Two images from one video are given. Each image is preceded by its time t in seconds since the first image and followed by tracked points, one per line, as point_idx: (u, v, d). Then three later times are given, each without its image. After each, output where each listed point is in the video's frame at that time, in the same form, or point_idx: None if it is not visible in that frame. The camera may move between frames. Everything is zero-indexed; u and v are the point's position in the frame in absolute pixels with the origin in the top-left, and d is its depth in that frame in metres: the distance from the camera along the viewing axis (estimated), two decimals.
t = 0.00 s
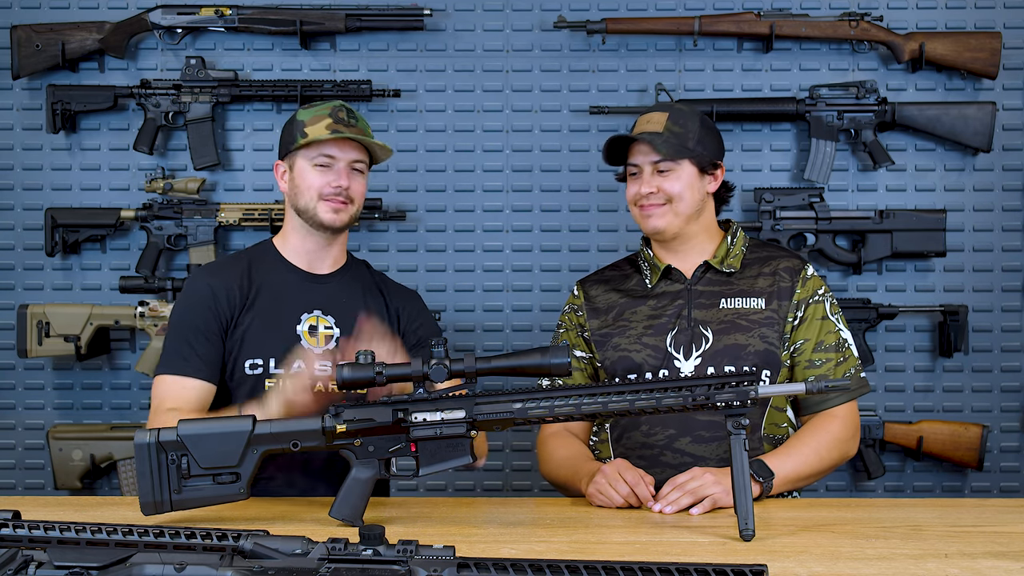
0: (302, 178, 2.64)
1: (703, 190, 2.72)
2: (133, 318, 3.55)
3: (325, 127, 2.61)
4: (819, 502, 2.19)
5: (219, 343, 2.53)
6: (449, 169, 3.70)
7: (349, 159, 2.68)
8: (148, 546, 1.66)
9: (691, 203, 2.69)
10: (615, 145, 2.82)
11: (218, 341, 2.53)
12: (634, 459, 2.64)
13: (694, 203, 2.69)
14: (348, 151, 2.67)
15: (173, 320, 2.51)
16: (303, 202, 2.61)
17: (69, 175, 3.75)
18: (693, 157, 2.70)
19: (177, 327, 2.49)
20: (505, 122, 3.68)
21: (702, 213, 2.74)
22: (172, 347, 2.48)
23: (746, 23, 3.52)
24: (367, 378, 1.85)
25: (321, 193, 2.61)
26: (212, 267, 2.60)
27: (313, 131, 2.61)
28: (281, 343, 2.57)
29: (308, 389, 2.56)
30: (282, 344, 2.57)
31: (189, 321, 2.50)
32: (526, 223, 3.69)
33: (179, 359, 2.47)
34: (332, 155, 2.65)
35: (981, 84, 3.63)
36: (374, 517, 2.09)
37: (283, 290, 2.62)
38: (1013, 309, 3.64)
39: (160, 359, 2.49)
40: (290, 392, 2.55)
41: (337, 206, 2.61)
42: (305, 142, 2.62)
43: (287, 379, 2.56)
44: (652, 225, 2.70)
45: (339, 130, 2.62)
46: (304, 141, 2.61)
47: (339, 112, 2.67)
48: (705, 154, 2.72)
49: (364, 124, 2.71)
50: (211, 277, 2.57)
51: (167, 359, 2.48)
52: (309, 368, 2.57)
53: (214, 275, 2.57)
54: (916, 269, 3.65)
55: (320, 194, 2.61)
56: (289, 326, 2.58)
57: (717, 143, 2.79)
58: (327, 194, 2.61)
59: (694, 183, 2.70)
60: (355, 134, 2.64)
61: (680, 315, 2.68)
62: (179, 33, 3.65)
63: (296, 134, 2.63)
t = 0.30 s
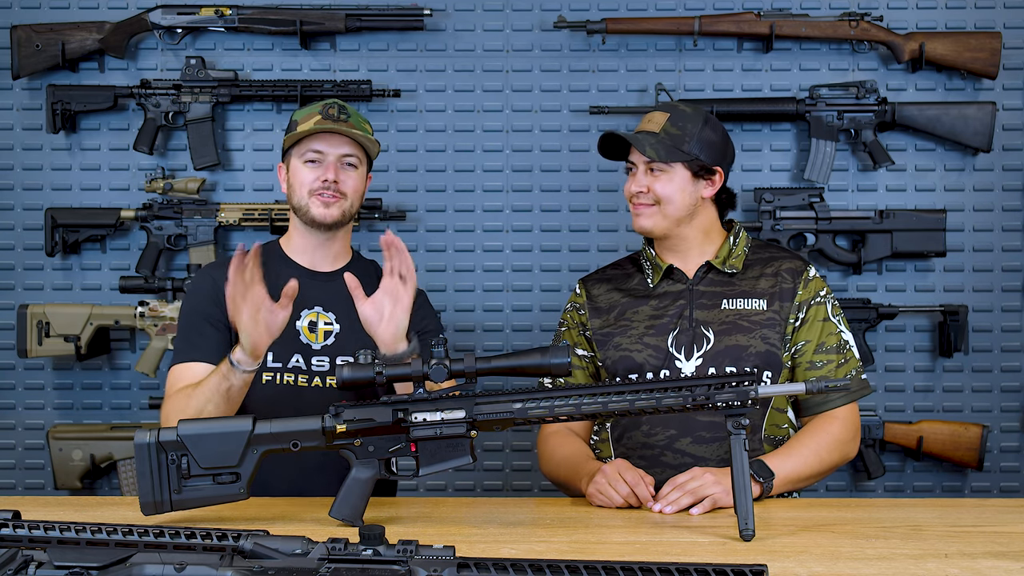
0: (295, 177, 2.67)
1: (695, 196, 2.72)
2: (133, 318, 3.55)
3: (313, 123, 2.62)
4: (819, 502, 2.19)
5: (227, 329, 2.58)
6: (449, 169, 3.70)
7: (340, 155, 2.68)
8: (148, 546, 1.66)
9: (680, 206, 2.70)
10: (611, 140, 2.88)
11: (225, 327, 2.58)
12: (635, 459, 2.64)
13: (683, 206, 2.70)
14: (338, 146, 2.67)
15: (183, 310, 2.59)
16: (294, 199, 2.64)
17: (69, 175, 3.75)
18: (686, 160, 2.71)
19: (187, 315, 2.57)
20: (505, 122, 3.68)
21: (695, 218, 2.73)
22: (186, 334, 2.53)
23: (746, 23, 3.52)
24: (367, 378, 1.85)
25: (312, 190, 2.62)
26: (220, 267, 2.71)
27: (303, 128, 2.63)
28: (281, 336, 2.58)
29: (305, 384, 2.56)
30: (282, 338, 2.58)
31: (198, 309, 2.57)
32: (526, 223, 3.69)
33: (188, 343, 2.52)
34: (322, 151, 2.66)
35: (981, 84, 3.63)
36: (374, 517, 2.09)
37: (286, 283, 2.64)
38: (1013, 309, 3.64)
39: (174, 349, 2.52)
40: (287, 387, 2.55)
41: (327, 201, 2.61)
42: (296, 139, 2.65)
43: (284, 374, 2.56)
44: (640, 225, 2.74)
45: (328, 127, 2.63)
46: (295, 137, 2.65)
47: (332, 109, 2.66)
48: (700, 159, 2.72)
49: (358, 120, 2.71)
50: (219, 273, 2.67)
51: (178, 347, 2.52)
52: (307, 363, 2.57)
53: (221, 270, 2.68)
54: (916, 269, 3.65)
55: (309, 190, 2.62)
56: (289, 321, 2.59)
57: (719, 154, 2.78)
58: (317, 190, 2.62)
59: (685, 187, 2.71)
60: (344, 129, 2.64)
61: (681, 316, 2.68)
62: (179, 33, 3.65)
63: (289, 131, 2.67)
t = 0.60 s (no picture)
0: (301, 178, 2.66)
1: (694, 198, 2.72)
2: (133, 318, 3.55)
3: (319, 124, 2.64)
4: (819, 502, 2.19)
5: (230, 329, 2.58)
6: (449, 169, 3.70)
7: (345, 155, 2.68)
8: (148, 546, 1.66)
9: (678, 208, 2.70)
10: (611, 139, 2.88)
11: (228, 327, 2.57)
12: (635, 459, 2.64)
13: (682, 208, 2.70)
14: (343, 147, 2.68)
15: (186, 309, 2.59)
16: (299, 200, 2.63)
17: (69, 175, 3.75)
18: (685, 161, 2.71)
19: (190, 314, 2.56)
20: (505, 122, 3.68)
21: (693, 219, 2.74)
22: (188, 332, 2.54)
23: (746, 23, 3.52)
24: (367, 378, 1.85)
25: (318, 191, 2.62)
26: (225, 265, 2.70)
27: (309, 128, 2.65)
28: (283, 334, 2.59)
29: (305, 382, 2.56)
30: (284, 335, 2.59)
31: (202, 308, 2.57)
32: (526, 223, 3.69)
33: (191, 343, 2.52)
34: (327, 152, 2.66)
35: (981, 84, 3.63)
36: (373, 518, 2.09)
37: (290, 281, 2.65)
38: (1013, 309, 3.64)
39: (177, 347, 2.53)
40: (287, 385, 2.56)
41: (333, 202, 2.60)
42: (300, 140, 2.66)
43: (284, 371, 2.56)
44: (637, 223, 2.75)
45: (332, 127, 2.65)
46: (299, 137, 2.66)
47: (338, 109, 2.68)
48: (699, 160, 2.72)
49: (363, 120, 2.71)
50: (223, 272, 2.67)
51: (180, 346, 2.52)
52: (308, 361, 2.57)
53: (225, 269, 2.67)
54: (916, 269, 3.65)
55: (315, 191, 2.62)
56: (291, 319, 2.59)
57: (720, 155, 2.77)
58: (323, 191, 2.62)
59: (684, 189, 2.71)
60: (349, 129, 2.65)
61: (682, 316, 2.68)
62: (179, 33, 3.65)
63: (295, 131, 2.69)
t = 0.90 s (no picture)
0: (305, 176, 2.68)
1: (694, 198, 2.72)
2: (133, 318, 3.55)
3: (325, 121, 2.64)
4: (819, 502, 2.19)
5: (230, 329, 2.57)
6: (449, 169, 3.70)
7: (350, 155, 2.69)
8: (148, 546, 1.66)
9: (679, 209, 2.70)
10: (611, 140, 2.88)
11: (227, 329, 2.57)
12: (635, 459, 2.64)
13: (682, 209, 2.70)
14: (348, 146, 2.68)
15: (186, 309, 2.58)
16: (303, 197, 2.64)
17: (69, 175, 3.75)
18: (684, 161, 2.71)
19: (191, 315, 2.56)
20: (505, 122, 3.68)
21: (693, 220, 2.74)
22: (189, 335, 2.53)
23: (746, 23, 3.52)
24: (367, 378, 1.85)
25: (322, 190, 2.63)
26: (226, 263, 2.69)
27: (315, 126, 2.65)
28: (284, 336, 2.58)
29: (307, 383, 2.56)
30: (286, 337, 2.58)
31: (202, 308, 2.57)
32: (526, 223, 3.69)
33: (190, 344, 2.52)
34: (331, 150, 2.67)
35: (980, 84, 3.63)
36: (374, 518, 2.09)
37: (291, 283, 2.64)
38: (1013, 309, 3.64)
39: (177, 349, 2.53)
40: (288, 387, 2.55)
41: (337, 201, 2.61)
42: (305, 137, 2.67)
43: (285, 373, 2.56)
44: (636, 224, 2.75)
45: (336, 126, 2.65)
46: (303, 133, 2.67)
47: (344, 107, 2.68)
48: (698, 160, 2.72)
49: (369, 118, 2.70)
50: (223, 271, 2.65)
51: (180, 347, 2.52)
52: (309, 363, 2.57)
53: (226, 268, 2.65)
54: (916, 269, 3.65)
55: (319, 189, 2.63)
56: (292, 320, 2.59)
57: (720, 155, 2.78)
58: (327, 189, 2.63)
59: (684, 189, 2.71)
60: (354, 128, 2.65)
61: (683, 316, 2.68)
62: (179, 33, 3.65)
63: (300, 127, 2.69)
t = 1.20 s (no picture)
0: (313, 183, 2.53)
1: (695, 198, 2.72)
2: (133, 318, 3.55)
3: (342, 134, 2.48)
4: (819, 502, 2.19)
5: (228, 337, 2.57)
6: (449, 169, 3.70)
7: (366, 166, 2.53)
8: (148, 546, 1.66)
9: (680, 209, 2.70)
10: (612, 139, 2.87)
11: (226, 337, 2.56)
12: (635, 459, 2.64)
13: (683, 209, 2.70)
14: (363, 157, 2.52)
15: (182, 314, 2.54)
16: (316, 209, 2.54)
17: (69, 175, 3.75)
18: (685, 161, 2.71)
19: (188, 322, 2.52)
20: (505, 122, 3.68)
21: (693, 220, 2.73)
22: (185, 341, 2.51)
23: (746, 23, 3.52)
24: (367, 378, 1.85)
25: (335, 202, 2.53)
26: (221, 266, 2.63)
27: (329, 137, 2.48)
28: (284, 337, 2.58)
29: (308, 384, 2.57)
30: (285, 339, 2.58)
31: (201, 315, 2.53)
32: (526, 223, 3.69)
33: (187, 352, 2.49)
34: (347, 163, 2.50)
35: (981, 84, 3.63)
36: (375, 517, 2.09)
37: (288, 284, 2.62)
38: (1013, 309, 3.64)
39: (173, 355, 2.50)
40: (290, 389, 2.55)
41: (351, 215, 2.55)
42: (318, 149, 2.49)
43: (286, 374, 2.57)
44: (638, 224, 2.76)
45: (355, 137, 2.48)
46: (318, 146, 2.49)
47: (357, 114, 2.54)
48: (699, 159, 2.72)
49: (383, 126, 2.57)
50: (219, 275, 2.60)
51: (177, 354, 2.50)
52: (310, 363, 2.58)
53: (222, 271, 2.61)
54: (916, 269, 3.65)
55: (334, 204, 2.52)
56: (291, 322, 2.59)
57: (721, 153, 2.77)
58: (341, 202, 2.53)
59: (685, 189, 2.71)
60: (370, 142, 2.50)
61: (683, 316, 2.68)
62: (179, 33, 3.65)
63: (309, 138, 2.51)
